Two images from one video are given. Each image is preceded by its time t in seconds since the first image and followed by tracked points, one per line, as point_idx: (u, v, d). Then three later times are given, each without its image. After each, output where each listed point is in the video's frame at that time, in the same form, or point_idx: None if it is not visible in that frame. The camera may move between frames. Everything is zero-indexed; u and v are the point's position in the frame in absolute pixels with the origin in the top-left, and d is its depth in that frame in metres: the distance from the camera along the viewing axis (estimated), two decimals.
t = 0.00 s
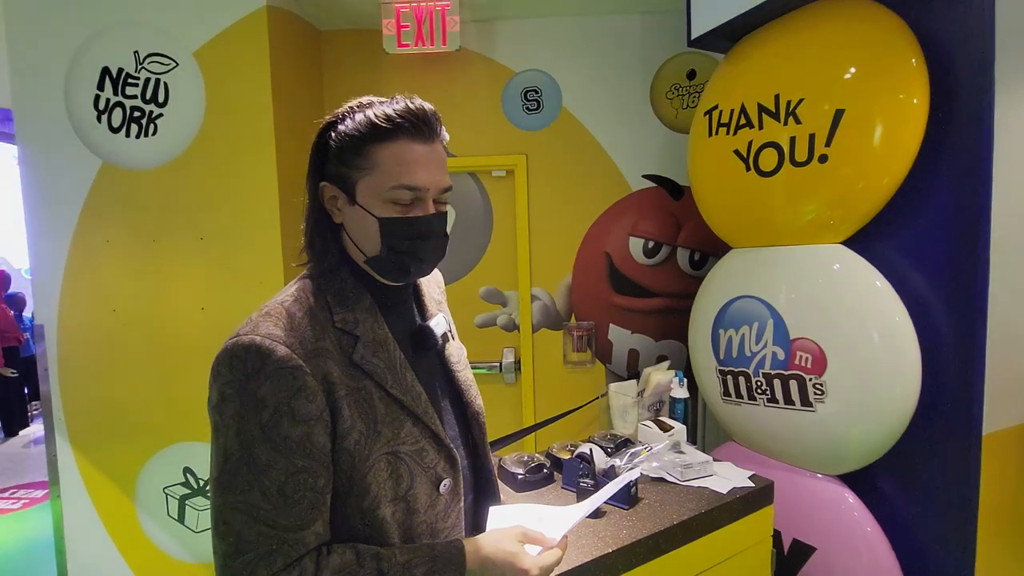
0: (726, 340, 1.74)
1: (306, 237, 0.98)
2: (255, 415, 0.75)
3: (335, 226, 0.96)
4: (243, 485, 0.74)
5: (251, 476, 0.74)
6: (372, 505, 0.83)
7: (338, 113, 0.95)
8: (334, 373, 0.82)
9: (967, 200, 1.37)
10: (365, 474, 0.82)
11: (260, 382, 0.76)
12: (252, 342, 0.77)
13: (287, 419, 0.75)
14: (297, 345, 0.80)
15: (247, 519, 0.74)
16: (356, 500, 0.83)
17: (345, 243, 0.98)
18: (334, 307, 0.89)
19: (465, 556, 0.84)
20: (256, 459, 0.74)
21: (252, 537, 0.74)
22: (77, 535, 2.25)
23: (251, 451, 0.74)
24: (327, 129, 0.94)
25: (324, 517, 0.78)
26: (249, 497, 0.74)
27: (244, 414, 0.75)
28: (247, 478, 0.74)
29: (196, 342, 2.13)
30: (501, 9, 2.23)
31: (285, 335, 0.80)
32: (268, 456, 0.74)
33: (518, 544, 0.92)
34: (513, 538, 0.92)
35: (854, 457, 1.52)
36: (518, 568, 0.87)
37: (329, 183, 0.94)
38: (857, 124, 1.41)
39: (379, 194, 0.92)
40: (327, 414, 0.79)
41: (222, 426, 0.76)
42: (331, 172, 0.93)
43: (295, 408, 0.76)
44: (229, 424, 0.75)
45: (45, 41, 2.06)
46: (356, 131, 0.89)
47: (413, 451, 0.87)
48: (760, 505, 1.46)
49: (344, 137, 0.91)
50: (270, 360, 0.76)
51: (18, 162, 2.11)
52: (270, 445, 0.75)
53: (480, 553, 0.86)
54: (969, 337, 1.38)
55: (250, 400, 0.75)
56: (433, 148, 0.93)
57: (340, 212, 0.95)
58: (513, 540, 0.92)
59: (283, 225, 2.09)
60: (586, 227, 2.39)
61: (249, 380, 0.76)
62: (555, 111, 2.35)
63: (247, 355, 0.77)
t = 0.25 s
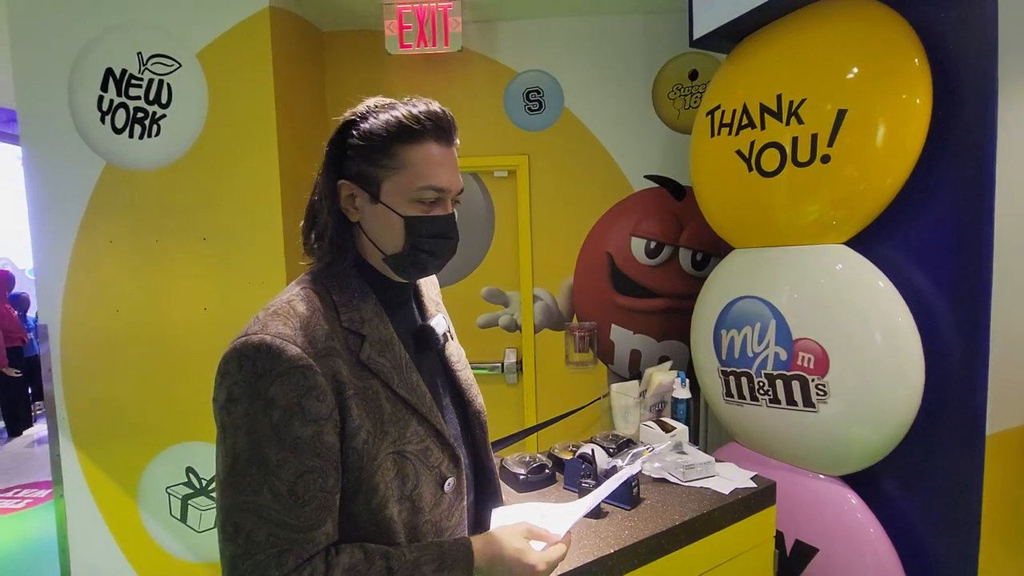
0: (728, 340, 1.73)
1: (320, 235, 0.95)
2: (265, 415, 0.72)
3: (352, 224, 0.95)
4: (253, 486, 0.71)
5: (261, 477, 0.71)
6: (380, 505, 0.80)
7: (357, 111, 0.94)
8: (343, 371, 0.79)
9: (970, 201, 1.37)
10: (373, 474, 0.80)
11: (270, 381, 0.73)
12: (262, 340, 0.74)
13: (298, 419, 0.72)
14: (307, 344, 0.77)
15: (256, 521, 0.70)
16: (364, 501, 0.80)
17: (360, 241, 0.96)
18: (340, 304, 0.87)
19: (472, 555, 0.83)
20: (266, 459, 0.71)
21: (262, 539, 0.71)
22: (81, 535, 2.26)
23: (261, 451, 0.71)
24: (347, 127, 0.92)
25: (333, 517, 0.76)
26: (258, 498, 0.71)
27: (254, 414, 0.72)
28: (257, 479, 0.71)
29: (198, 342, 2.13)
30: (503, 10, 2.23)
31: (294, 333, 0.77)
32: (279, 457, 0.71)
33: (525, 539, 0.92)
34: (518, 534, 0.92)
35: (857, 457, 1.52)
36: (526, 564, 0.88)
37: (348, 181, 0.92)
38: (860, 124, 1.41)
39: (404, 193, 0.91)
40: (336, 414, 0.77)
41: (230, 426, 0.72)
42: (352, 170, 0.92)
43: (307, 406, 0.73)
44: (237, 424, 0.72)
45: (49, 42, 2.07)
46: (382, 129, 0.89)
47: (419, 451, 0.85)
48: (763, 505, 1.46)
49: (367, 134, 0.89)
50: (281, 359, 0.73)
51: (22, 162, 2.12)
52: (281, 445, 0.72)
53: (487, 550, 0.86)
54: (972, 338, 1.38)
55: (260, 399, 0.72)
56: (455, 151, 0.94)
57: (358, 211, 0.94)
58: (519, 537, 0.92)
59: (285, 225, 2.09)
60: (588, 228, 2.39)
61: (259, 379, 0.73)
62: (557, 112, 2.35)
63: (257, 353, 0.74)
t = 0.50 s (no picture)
0: (732, 341, 1.73)
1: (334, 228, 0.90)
2: (274, 414, 0.71)
3: (370, 220, 0.91)
4: (262, 485, 0.70)
5: (271, 476, 0.70)
6: (387, 502, 0.80)
7: (379, 109, 0.91)
8: (350, 369, 0.79)
9: (977, 200, 1.36)
10: (379, 472, 0.79)
11: (279, 380, 0.72)
12: (270, 339, 0.73)
13: (307, 417, 0.72)
14: (314, 342, 0.76)
15: (267, 520, 0.70)
16: (371, 498, 0.80)
17: (376, 237, 0.93)
18: (343, 304, 0.85)
19: (480, 550, 0.83)
20: (275, 458, 0.70)
21: (272, 537, 0.70)
22: (87, 534, 2.27)
23: (270, 450, 0.70)
24: (372, 123, 0.89)
25: (342, 515, 0.75)
26: (268, 497, 0.70)
27: (262, 413, 0.71)
28: (266, 478, 0.70)
29: (203, 342, 2.14)
30: (506, 10, 2.23)
31: (302, 332, 0.76)
32: (288, 456, 0.71)
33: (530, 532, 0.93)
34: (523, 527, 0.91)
35: (862, 459, 1.51)
36: (532, 558, 0.87)
37: (373, 176, 0.89)
38: (864, 123, 1.40)
39: (429, 194, 0.91)
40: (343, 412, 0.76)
41: (238, 426, 0.71)
42: (379, 165, 0.88)
43: (315, 405, 0.72)
44: (245, 424, 0.71)
45: (55, 44, 2.09)
46: (414, 130, 0.87)
47: (423, 448, 0.85)
48: (767, 506, 1.45)
49: (397, 133, 0.87)
50: (290, 357, 0.72)
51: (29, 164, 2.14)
52: (290, 444, 0.71)
53: (493, 544, 0.86)
54: (979, 338, 1.37)
55: (268, 398, 0.71)
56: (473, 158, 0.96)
57: (378, 208, 0.91)
58: (525, 530, 0.91)
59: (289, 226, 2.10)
60: (591, 228, 2.39)
61: (267, 378, 0.72)
62: (560, 111, 2.35)
63: (265, 353, 0.73)
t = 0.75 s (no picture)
0: (737, 342, 1.72)
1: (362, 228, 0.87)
2: (279, 411, 0.70)
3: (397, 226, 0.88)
4: (268, 482, 0.70)
5: (276, 472, 0.70)
6: (391, 497, 0.80)
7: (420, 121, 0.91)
8: (353, 365, 0.78)
9: (985, 200, 1.35)
10: (383, 467, 0.79)
11: (284, 376, 0.71)
12: (274, 336, 0.72)
13: (312, 413, 0.71)
14: (318, 338, 0.76)
15: (272, 516, 0.69)
16: (374, 493, 0.80)
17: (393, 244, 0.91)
18: (345, 301, 0.84)
19: (484, 541, 0.83)
20: (281, 455, 0.70)
21: (279, 534, 0.70)
22: (94, 532, 2.29)
23: (275, 447, 0.70)
24: (417, 135, 0.88)
25: (347, 510, 0.75)
26: (273, 494, 0.69)
27: (268, 411, 0.70)
28: (271, 475, 0.70)
29: (209, 341, 2.16)
30: (511, 10, 2.23)
31: (305, 328, 0.75)
32: (293, 452, 0.70)
33: (537, 525, 0.92)
34: (531, 519, 0.92)
35: (868, 460, 1.50)
36: (538, 549, 0.89)
37: (412, 185, 0.87)
38: (871, 122, 1.39)
39: (452, 214, 0.92)
40: (347, 407, 0.76)
41: (242, 423, 0.71)
42: (419, 174, 0.87)
43: (320, 402, 0.72)
44: (249, 421, 0.71)
45: (64, 46, 2.10)
46: (457, 155, 0.89)
47: (426, 443, 0.85)
48: (772, 508, 1.44)
49: (442, 152, 0.88)
50: (295, 354, 0.72)
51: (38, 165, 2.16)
52: (295, 440, 0.70)
53: (499, 536, 0.86)
54: (986, 339, 1.36)
55: (272, 396, 0.71)
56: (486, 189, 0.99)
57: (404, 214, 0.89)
58: (530, 520, 0.92)
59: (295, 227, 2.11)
60: (596, 228, 2.39)
61: (271, 375, 0.71)
62: (565, 112, 2.34)
63: (270, 349, 0.72)
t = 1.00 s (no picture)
0: (744, 343, 1.71)
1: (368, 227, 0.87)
2: (291, 405, 0.71)
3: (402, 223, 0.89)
4: (280, 475, 0.70)
5: (289, 466, 0.70)
6: (400, 492, 0.80)
7: (419, 120, 0.91)
8: (363, 360, 0.79)
9: (995, 200, 1.34)
10: (392, 462, 0.80)
11: (297, 371, 0.71)
12: (286, 331, 0.72)
13: (323, 407, 0.71)
14: (329, 333, 0.76)
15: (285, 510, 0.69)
16: (383, 489, 0.80)
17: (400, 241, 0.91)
18: (354, 299, 0.84)
19: (492, 534, 0.84)
20: (293, 448, 0.70)
21: (291, 527, 0.70)
22: (102, 530, 2.31)
23: (288, 440, 0.70)
24: (416, 132, 0.88)
25: (358, 504, 0.75)
26: (286, 487, 0.69)
27: (280, 405, 0.71)
28: (284, 469, 0.70)
29: (216, 341, 2.17)
30: (516, 11, 2.23)
31: (317, 324, 0.76)
32: (306, 446, 0.70)
33: (540, 517, 0.91)
34: (535, 510, 0.91)
35: (876, 463, 1.49)
36: (542, 542, 0.87)
37: (415, 182, 0.87)
38: (880, 122, 1.38)
39: (456, 208, 0.92)
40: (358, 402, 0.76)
41: (255, 417, 0.71)
42: (421, 172, 0.87)
43: (331, 396, 0.72)
44: (262, 415, 0.71)
45: (74, 48, 2.12)
46: (456, 150, 0.89)
47: (434, 439, 0.85)
48: (778, 510, 1.44)
49: (441, 147, 0.88)
50: (307, 348, 0.72)
51: (48, 166, 2.18)
52: (307, 434, 0.70)
53: (505, 529, 0.86)
54: (996, 340, 1.34)
55: (285, 390, 0.71)
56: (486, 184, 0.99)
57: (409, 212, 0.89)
58: (536, 513, 0.92)
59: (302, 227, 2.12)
60: (601, 229, 2.38)
61: (284, 369, 0.71)
62: (571, 112, 2.34)
63: (282, 344, 0.72)
